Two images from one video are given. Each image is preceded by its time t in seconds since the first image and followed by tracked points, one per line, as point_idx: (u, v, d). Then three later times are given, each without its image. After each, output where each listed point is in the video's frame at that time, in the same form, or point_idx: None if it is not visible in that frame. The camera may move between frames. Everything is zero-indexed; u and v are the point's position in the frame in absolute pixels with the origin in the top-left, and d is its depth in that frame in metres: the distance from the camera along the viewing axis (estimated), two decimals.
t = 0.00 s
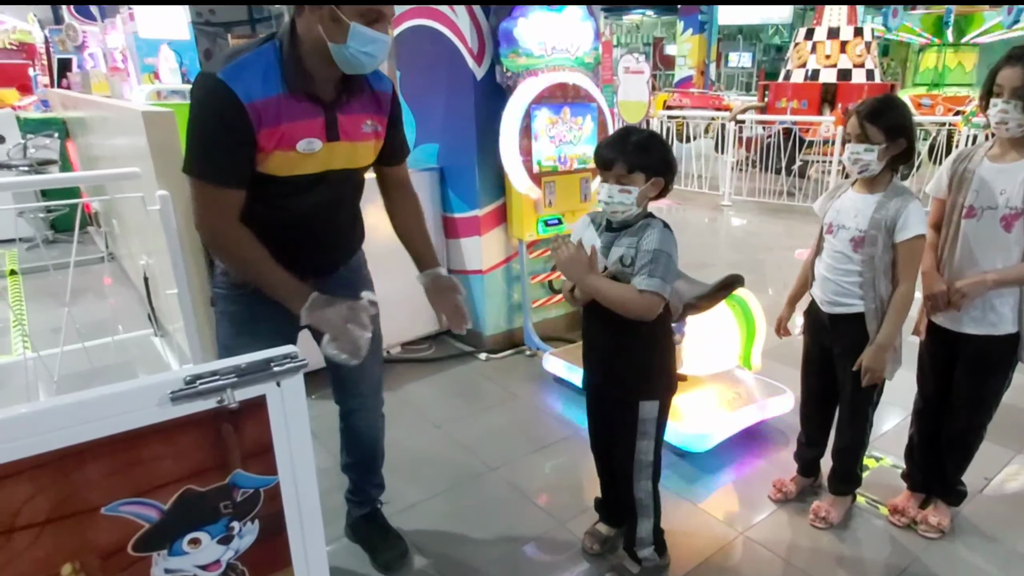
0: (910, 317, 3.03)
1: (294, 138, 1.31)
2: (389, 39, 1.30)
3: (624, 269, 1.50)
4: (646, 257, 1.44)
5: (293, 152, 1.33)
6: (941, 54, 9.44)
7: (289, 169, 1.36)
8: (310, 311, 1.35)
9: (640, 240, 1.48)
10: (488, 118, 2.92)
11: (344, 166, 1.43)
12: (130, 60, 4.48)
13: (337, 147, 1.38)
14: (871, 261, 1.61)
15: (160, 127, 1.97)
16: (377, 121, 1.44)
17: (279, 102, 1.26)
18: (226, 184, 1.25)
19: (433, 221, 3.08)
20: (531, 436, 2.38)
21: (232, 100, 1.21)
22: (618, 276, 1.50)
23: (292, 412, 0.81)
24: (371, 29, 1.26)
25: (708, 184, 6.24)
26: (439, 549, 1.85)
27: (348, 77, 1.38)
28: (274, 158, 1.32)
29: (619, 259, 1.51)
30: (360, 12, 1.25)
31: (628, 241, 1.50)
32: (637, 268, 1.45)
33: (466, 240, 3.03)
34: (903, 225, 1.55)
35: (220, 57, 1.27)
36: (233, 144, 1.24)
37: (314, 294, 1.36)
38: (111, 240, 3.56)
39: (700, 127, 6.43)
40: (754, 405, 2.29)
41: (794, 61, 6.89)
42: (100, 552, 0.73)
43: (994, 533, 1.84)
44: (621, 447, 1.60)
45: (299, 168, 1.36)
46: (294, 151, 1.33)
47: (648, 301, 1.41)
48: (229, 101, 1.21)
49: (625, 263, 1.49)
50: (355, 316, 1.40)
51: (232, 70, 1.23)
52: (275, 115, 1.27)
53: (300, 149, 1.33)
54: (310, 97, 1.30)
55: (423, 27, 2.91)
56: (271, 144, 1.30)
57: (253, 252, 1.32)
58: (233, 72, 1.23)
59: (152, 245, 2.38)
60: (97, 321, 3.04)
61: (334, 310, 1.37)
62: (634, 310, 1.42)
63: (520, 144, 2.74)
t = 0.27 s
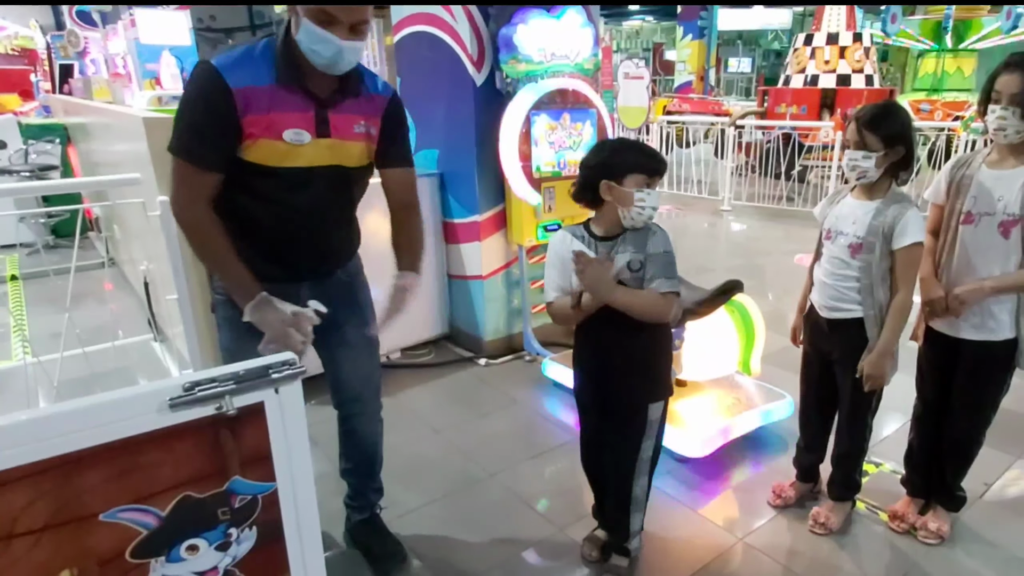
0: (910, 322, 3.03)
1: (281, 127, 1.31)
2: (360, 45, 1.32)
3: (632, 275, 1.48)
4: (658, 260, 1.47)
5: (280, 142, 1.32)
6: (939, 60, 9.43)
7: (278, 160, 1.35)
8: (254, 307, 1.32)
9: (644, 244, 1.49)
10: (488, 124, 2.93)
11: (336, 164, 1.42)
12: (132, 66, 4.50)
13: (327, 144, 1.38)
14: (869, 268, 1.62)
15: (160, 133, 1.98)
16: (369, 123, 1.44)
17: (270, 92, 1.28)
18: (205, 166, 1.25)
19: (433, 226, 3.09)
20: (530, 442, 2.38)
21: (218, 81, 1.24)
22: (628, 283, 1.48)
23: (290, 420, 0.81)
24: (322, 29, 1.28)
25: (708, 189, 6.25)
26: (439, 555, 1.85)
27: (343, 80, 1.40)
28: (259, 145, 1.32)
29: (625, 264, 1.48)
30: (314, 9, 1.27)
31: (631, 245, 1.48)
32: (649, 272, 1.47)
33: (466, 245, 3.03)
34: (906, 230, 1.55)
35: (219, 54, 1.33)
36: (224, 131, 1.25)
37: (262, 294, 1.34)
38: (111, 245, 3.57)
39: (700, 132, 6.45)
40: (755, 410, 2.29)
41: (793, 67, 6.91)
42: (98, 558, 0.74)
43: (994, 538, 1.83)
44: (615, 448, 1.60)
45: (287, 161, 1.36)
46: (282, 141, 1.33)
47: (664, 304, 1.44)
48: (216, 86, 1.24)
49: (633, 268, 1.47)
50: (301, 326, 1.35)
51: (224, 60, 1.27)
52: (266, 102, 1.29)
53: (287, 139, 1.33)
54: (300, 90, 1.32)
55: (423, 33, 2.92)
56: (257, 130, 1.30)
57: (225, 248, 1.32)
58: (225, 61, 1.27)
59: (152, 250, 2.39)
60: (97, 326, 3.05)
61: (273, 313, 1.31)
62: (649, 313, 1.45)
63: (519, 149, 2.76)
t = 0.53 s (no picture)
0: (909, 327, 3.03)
1: (237, 131, 1.30)
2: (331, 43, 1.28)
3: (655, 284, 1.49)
4: (674, 271, 1.49)
5: (237, 145, 1.31)
6: (937, 65, 9.38)
7: (237, 163, 1.34)
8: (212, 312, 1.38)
9: (659, 255, 1.51)
10: (488, 131, 2.94)
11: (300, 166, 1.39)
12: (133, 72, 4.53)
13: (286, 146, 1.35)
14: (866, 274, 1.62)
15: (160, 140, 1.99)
16: (330, 123, 1.39)
17: (224, 96, 1.27)
18: (166, 168, 1.27)
19: (433, 232, 3.10)
20: (530, 448, 2.38)
21: (170, 88, 1.24)
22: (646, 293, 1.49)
23: (288, 428, 0.81)
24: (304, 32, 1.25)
25: (708, 194, 6.26)
26: (438, 561, 1.85)
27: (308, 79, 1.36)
28: (217, 149, 1.31)
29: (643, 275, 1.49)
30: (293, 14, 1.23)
31: (649, 257, 1.49)
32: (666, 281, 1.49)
33: (466, 251, 3.04)
34: (901, 237, 1.56)
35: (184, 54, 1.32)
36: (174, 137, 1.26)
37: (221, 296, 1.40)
38: (112, 250, 3.58)
39: (699, 138, 6.47)
40: (755, 415, 2.29)
41: (792, 72, 6.93)
42: (97, 566, 0.74)
43: (994, 544, 1.83)
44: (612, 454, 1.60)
45: (245, 164, 1.34)
46: (239, 144, 1.31)
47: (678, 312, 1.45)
48: (168, 90, 1.24)
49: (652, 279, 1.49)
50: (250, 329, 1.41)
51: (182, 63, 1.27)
52: (220, 107, 1.28)
53: (243, 143, 1.31)
54: (256, 92, 1.29)
55: (423, 41, 2.94)
56: (211, 134, 1.29)
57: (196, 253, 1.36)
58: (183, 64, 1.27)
59: (152, 256, 2.40)
60: (97, 332, 3.05)
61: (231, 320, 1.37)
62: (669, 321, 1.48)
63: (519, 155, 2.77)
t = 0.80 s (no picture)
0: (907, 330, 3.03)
1: (201, 134, 1.31)
2: (295, 37, 1.31)
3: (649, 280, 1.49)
4: (665, 262, 1.51)
5: (201, 149, 1.32)
6: (936, 67, 9.43)
7: (204, 168, 1.35)
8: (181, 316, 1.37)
9: (646, 249, 1.52)
10: (487, 134, 2.94)
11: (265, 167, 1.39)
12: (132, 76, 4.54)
13: (252, 148, 1.36)
14: (863, 277, 1.62)
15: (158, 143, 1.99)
16: (295, 124, 1.40)
17: (187, 100, 1.29)
18: (132, 175, 1.30)
19: (432, 235, 3.10)
20: (528, 451, 2.37)
21: (130, 95, 1.26)
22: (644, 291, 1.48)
23: (284, 431, 0.81)
24: (269, 28, 1.29)
25: (707, 196, 6.27)
26: (437, 564, 1.84)
27: (269, 80, 1.37)
28: (181, 153, 1.32)
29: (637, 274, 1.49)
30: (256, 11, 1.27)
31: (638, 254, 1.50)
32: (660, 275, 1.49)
33: (465, 253, 3.05)
34: (898, 241, 1.56)
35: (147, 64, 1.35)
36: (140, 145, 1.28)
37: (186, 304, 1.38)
38: (111, 253, 3.59)
39: (698, 141, 6.48)
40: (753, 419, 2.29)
41: (791, 75, 6.94)
42: (92, 569, 0.74)
43: (994, 547, 1.83)
44: (609, 455, 1.60)
45: (212, 169, 1.35)
46: (203, 148, 1.32)
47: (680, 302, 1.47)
48: (128, 96, 1.26)
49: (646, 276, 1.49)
50: (216, 336, 1.40)
51: (143, 70, 1.30)
52: (182, 111, 1.29)
53: (207, 147, 1.32)
54: (220, 95, 1.31)
55: (422, 44, 2.94)
56: (176, 139, 1.31)
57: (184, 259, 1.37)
58: (143, 72, 1.29)
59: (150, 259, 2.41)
60: (96, 336, 3.05)
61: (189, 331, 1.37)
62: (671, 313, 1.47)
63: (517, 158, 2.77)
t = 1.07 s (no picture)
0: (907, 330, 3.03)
1: (186, 140, 1.32)
2: (270, 35, 1.31)
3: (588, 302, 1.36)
4: (609, 283, 1.36)
5: (186, 153, 1.34)
6: (936, 68, 9.54)
7: (191, 172, 1.36)
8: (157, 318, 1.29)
9: (594, 268, 1.38)
10: (485, 135, 2.95)
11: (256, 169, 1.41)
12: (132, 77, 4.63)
13: (239, 150, 1.38)
14: (863, 276, 1.61)
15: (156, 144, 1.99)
16: (286, 125, 1.42)
17: (166, 105, 1.30)
18: (115, 181, 1.32)
19: (431, 237, 3.10)
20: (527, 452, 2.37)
21: (110, 103, 1.27)
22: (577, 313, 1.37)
23: (280, 432, 0.81)
24: (243, 28, 1.28)
25: (707, 197, 6.27)
26: (435, 566, 1.84)
27: (250, 81, 1.38)
28: (166, 159, 1.34)
29: (577, 296, 1.37)
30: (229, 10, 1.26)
31: (580, 275, 1.37)
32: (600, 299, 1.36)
33: (464, 254, 3.06)
34: (897, 241, 1.56)
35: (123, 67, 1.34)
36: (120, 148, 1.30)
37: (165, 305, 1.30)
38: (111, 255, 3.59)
39: (698, 142, 6.48)
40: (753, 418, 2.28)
41: (791, 76, 6.94)
42: (86, 571, 0.74)
43: (994, 547, 1.83)
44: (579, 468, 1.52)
45: (199, 173, 1.37)
46: (188, 153, 1.34)
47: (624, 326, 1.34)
48: (107, 104, 1.27)
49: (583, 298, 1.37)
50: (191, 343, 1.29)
51: (120, 76, 1.29)
52: (163, 117, 1.30)
53: (193, 151, 1.34)
54: (201, 99, 1.32)
55: (421, 45, 2.94)
56: (160, 146, 1.32)
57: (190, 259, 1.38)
58: (120, 77, 1.29)
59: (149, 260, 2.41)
60: (95, 337, 3.05)
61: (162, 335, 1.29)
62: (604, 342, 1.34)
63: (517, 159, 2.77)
